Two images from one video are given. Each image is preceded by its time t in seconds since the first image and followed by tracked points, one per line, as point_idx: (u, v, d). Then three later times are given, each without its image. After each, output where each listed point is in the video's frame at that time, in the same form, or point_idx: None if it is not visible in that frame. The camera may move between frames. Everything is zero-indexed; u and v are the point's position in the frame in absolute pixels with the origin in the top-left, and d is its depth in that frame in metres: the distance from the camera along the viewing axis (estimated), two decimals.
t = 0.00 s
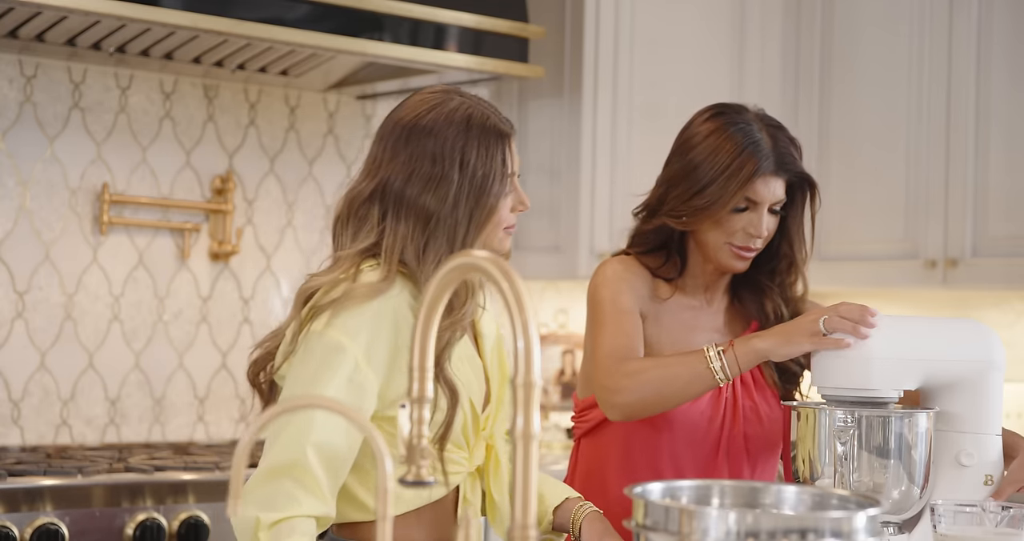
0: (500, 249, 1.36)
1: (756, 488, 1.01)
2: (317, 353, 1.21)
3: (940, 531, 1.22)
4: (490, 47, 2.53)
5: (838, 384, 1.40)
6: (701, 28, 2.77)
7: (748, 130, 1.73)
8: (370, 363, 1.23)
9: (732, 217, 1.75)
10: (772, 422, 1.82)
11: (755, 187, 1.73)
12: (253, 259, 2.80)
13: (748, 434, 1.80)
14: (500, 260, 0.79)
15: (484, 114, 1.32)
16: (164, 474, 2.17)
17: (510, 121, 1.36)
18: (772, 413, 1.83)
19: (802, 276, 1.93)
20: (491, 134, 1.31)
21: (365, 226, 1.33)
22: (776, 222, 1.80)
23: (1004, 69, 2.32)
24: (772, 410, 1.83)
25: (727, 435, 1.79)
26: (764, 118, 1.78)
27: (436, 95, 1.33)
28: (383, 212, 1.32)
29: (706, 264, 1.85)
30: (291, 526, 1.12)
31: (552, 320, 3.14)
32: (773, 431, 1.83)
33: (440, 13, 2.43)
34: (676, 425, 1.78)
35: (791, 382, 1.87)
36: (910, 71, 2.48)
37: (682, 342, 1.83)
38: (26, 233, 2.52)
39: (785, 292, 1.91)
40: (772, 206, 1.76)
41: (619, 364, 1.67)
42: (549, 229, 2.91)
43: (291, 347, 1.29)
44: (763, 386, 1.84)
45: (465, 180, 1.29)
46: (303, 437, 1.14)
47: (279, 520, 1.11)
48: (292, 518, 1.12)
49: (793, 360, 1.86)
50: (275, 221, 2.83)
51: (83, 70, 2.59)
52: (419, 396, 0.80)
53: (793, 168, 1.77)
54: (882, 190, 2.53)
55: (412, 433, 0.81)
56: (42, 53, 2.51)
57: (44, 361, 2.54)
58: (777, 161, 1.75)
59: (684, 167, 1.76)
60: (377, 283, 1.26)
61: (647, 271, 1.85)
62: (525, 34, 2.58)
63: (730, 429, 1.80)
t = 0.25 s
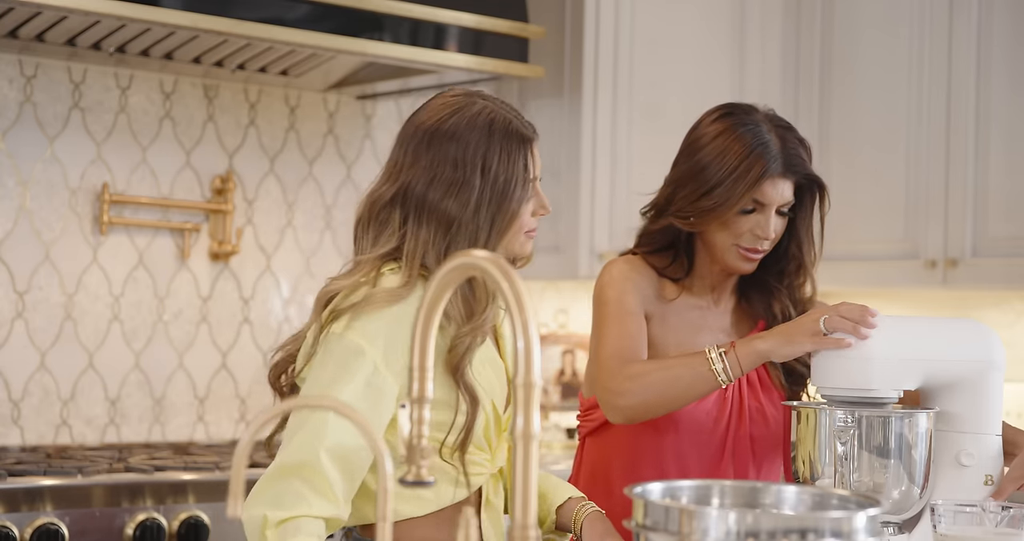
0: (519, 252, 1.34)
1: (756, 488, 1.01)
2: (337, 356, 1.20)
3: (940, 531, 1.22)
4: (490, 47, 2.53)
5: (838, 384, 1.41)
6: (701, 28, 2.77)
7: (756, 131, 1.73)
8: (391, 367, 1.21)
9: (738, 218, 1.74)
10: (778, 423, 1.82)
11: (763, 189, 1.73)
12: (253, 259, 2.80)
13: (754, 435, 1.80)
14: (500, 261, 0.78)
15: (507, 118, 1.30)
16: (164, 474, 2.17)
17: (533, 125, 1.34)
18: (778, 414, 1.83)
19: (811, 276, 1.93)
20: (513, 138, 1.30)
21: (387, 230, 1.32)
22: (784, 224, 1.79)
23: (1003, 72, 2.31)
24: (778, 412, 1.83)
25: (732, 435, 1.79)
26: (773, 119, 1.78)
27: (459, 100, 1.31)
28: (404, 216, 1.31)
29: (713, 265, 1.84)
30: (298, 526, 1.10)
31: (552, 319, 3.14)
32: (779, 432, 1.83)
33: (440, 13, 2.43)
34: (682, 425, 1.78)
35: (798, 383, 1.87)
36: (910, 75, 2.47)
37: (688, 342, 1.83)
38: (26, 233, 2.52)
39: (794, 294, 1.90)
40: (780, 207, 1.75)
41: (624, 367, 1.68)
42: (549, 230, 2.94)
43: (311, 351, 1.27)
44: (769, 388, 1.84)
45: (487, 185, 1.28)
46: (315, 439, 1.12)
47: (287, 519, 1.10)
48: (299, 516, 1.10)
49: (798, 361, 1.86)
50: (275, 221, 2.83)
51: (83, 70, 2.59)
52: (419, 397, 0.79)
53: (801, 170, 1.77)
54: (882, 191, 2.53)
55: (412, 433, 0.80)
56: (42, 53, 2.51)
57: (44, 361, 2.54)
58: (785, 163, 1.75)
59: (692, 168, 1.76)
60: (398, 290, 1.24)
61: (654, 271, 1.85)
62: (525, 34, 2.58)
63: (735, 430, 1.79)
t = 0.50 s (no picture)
0: (536, 253, 1.34)
1: (756, 488, 1.01)
2: (357, 355, 1.19)
3: (940, 531, 1.22)
4: (490, 47, 2.53)
5: (838, 385, 1.41)
6: (701, 28, 2.78)
7: (760, 131, 1.73)
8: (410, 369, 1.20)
9: (741, 219, 1.74)
10: (782, 424, 1.82)
11: (765, 189, 1.73)
12: (253, 259, 2.80)
13: (757, 435, 1.79)
14: (501, 261, 0.78)
15: (523, 120, 1.29)
16: (164, 474, 2.17)
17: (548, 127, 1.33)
18: (783, 415, 1.82)
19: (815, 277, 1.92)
20: (529, 141, 1.29)
21: (404, 235, 1.30)
22: (788, 224, 1.79)
23: (1003, 72, 2.30)
24: (783, 413, 1.82)
25: (735, 435, 1.78)
26: (777, 119, 1.78)
27: (475, 103, 1.30)
28: (422, 221, 1.29)
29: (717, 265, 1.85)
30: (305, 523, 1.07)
31: (552, 320, 3.14)
32: (783, 433, 1.82)
33: (440, 13, 2.43)
34: (684, 424, 1.78)
35: (804, 382, 1.86)
36: (910, 74, 2.46)
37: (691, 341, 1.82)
38: (26, 233, 2.52)
39: (798, 294, 1.90)
40: (783, 208, 1.75)
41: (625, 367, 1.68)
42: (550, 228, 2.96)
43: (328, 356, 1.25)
44: (774, 388, 1.83)
45: (504, 189, 1.27)
46: (334, 439, 1.10)
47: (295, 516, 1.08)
48: (307, 514, 1.08)
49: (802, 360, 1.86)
50: (275, 221, 2.83)
51: (83, 70, 2.59)
52: (419, 396, 0.79)
53: (806, 170, 1.76)
54: (882, 191, 2.52)
55: (412, 432, 0.80)
56: (42, 53, 2.51)
57: (44, 361, 2.54)
58: (788, 163, 1.75)
59: (696, 168, 1.76)
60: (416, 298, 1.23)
61: (657, 271, 1.86)
62: (525, 34, 2.58)
63: (739, 430, 1.79)
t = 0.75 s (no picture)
0: (547, 255, 1.37)
1: (755, 488, 1.01)
2: (372, 356, 1.13)
3: (940, 531, 1.22)
4: (490, 47, 2.53)
5: (838, 385, 1.41)
6: (701, 29, 2.79)
7: (760, 132, 1.73)
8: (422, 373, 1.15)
9: (743, 220, 1.74)
10: (785, 425, 1.81)
11: (765, 192, 1.72)
12: (253, 259, 2.80)
13: (759, 437, 1.79)
14: (501, 261, 0.77)
15: (536, 124, 1.30)
16: (164, 474, 2.17)
17: (559, 131, 1.34)
18: (785, 416, 1.82)
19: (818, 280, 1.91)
20: (542, 145, 1.29)
21: (417, 238, 1.29)
22: (789, 226, 1.79)
23: (1003, 72, 2.29)
24: (785, 414, 1.82)
25: (737, 436, 1.78)
26: (778, 120, 1.78)
27: (487, 105, 1.30)
28: (435, 224, 1.28)
29: (719, 266, 1.84)
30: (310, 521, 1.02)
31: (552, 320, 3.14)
32: (786, 434, 1.81)
33: (440, 13, 2.43)
34: (685, 424, 1.78)
35: (806, 384, 1.86)
36: (910, 77, 2.46)
37: (692, 342, 1.82)
38: (26, 233, 2.52)
39: (801, 295, 1.90)
40: (784, 209, 1.75)
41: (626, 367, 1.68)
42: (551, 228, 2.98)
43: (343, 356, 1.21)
44: (776, 389, 1.83)
45: (519, 193, 1.27)
46: (349, 439, 1.05)
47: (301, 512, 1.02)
48: (314, 514, 1.02)
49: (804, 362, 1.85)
50: (275, 221, 2.83)
51: (83, 70, 2.59)
52: (419, 396, 0.79)
53: (807, 172, 1.76)
54: (882, 192, 2.52)
55: (412, 433, 0.79)
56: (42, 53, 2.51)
57: (44, 361, 2.54)
58: (790, 164, 1.74)
59: (700, 170, 1.76)
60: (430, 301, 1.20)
61: (660, 272, 1.86)
62: (525, 34, 2.58)
63: (741, 431, 1.79)
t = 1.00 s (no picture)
0: (552, 256, 1.35)
1: (755, 488, 1.01)
2: (376, 358, 1.13)
3: (940, 531, 1.22)
4: (490, 47, 2.53)
5: (838, 385, 1.41)
6: (701, 30, 2.79)
7: (763, 133, 1.73)
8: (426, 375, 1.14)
9: (745, 221, 1.74)
10: (786, 424, 1.81)
11: (768, 193, 1.72)
12: (253, 259, 2.80)
13: (761, 436, 1.79)
14: (500, 261, 0.77)
15: (541, 127, 1.30)
16: (164, 474, 2.17)
17: (564, 134, 1.34)
18: (787, 415, 1.82)
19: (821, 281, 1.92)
20: (547, 148, 1.29)
21: (421, 240, 1.29)
22: (793, 227, 1.79)
23: (1003, 72, 2.29)
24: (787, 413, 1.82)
25: (738, 435, 1.78)
26: (782, 121, 1.78)
27: (493, 108, 1.30)
28: (440, 227, 1.28)
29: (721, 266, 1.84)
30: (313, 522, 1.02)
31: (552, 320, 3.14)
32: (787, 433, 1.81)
33: (440, 13, 2.43)
34: (686, 424, 1.78)
35: (809, 385, 1.85)
36: (910, 77, 2.46)
37: (694, 341, 1.82)
38: (25, 233, 2.52)
39: (804, 296, 1.91)
40: (788, 211, 1.75)
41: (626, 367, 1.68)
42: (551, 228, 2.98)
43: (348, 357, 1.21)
44: (778, 388, 1.83)
45: (524, 196, 1.27)
46: (352, 436, 1.05)
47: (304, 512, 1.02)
48: (315, 513, 1.02)
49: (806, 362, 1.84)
50: (274, 221, 2.83)
51: (84, 70, 2.59)
52: (419, 396, 0.79)
53: (811, 173, 1.76)
54: (883, 193, 2.52)
55: (412, 433, 0.79)
56: (42, 53, 2.51)
57: (44, 361, 2.54)
58: (793, 166, 1.74)
59: (703, 171, 1.76)
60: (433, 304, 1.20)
61: (662, 272, 1.85)
62: (525, 34, 2.58)
63: (742, 430, 1.79)
